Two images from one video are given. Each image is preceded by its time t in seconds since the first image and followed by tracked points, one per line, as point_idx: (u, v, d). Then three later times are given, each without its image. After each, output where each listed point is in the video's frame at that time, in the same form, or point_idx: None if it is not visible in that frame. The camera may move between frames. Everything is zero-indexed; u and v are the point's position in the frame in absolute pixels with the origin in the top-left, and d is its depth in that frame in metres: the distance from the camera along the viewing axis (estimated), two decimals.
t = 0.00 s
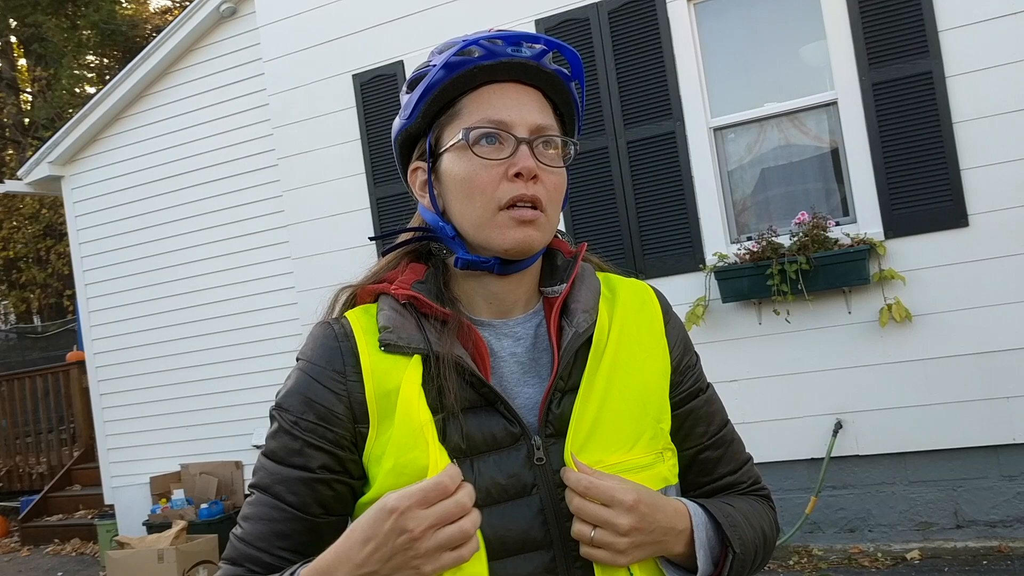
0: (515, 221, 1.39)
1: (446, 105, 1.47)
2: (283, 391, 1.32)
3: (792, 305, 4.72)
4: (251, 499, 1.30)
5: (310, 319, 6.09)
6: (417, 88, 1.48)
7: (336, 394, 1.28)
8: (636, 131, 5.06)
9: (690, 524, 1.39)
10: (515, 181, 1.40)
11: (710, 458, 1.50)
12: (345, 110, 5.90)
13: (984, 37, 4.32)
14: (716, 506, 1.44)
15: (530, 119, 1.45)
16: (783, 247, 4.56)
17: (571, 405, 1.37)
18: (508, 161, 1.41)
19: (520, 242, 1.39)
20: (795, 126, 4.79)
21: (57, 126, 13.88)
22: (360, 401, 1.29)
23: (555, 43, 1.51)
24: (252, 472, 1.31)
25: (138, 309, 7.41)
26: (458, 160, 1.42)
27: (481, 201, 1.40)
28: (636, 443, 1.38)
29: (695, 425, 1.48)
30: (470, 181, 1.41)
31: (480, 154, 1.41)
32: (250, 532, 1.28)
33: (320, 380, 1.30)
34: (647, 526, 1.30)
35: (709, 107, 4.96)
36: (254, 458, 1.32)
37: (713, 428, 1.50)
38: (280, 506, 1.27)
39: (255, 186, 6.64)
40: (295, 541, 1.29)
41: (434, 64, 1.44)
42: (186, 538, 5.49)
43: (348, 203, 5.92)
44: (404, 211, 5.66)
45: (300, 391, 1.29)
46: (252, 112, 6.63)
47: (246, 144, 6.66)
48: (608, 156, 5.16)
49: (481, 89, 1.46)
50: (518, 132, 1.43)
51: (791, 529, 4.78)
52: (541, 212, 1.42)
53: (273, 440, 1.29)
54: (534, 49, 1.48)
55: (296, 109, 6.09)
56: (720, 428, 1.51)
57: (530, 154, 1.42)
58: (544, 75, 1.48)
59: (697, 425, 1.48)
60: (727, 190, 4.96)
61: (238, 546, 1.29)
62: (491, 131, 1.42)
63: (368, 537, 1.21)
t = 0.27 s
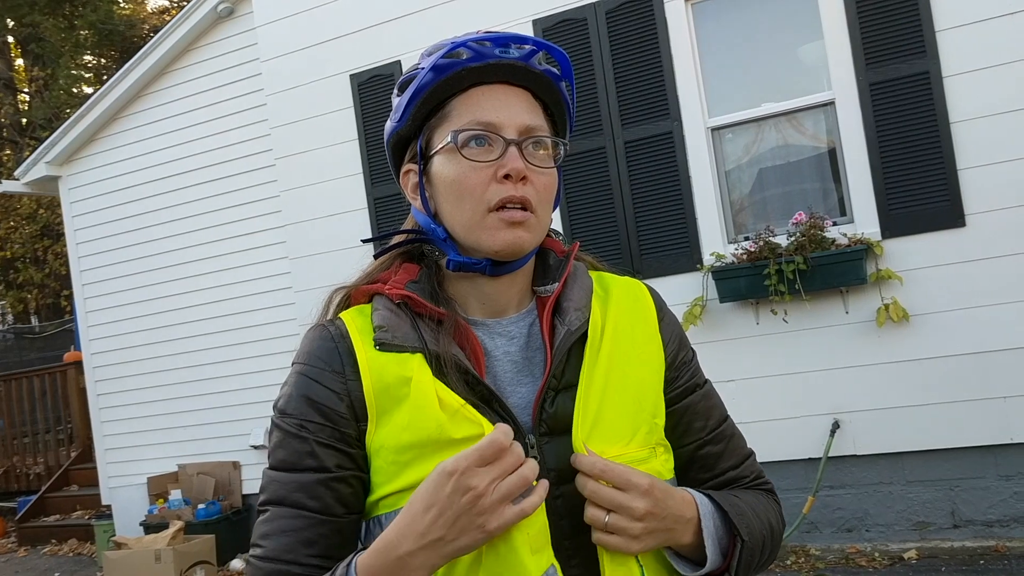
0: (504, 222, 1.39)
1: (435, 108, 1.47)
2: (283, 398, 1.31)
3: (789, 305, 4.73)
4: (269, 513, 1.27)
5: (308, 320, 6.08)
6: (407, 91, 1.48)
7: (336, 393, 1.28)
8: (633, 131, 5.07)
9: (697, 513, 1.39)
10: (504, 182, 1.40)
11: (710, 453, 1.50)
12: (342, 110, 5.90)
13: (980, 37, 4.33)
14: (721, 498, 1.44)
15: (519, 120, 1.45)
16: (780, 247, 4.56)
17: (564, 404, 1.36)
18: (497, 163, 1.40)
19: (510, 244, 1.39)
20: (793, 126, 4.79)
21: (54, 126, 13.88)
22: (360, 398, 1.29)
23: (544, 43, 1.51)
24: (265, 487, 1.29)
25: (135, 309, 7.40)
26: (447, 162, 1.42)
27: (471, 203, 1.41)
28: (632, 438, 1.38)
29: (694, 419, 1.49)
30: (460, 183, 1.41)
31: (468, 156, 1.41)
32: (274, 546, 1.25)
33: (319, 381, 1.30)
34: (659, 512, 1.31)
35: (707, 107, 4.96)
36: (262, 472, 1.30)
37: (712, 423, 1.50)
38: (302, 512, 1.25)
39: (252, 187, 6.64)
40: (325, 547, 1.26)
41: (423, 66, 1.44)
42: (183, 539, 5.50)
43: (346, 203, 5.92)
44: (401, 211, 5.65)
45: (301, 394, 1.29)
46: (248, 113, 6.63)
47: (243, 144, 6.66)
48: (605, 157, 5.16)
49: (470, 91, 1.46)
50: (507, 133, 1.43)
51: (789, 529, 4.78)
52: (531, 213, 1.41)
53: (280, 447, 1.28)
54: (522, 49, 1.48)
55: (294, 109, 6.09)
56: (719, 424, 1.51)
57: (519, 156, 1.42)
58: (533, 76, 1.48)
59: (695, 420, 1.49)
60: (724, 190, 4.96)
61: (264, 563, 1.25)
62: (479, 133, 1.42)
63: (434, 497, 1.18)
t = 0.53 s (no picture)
0: (502, 221, 1.39)
1: (431, 109, 1.47)
2: (285, 399, 1.31)
3: (787, 303, 4.73)
4: (275, 516, 1.26)
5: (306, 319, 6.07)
6: (402, 92, 1.48)
7: (339, 391, 1.28)
8: (631, 130, 5.06)
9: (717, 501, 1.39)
10: (501, 181, 1.40)
11: (712, 450, 1.50)
12: (340, 109, 5.90)
13: (978, 36, 4.33)
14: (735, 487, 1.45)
15: (515, 119, 1.45)
16: (779, 246, 4.56)
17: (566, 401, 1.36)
18: (494, 162, 1.40)
19: (509, 243, 1.39)
20: (791, 125, 4.80)
21: (53, 126, 13.87)
22: (363, 397, 1.29)
23: (538, 41, 1.51)
24: (270, 489, 1.28)
25: (133, 309, 7.40)
26: (444, 162, 1.43)
27: (468, 203, 1.40)
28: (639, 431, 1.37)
29: (693, 417, 1.49)
30: (457, 183, 1.41)
31: (465, 156, 1.41)
32: (282, 549, 1.24)
33: (322, 380, 1.29)
34: (693, 495, 1.30)
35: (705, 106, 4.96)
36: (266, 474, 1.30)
37: (712, 421, 1.50)
38: (310, 512, 1.25)
39: (250, 186, 6.64)
40: (333, 547, 1.26)
41: (417, 67, 1.44)
42: (181, 538, 5.50)
43: (344, 202, 5.92)
44: (400, 211, 5.65)
45: (303, 393, 1.29)
46: (246, 112, 6.63)
47: (241, 144, 6.66)
48: (604, 156, 5.16)
49: (465, 91, 1.46)
50: (503, 132, 1.43)
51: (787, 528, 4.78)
52: (529, 212, 1.41)
53: (284, 449, 1.28)
54: (517, 47, 1.47)
55: (292, 108, 6.08)
56: (719, 421, 1.51)
57: (516, 154, 1.42)
58: (527, 74, 1.48)
59: (695, 417, 1.49)
60: (723, 189, 4.97)
61: (273, 568, 1.24)
62: (475, 133, 1.42)
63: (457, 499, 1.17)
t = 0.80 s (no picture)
0: (505, 219, 1.39)
1: (433, 109, 1.47)
2: (292, 399, 1.31)
3: (788, 302, 4.73)
4: (289, 515, 1.26)
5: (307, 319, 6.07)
6: (403, 93, 1.48)
7: (346, 389, 1.29)
8: (632, 129, 5.06)
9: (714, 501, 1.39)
10: (504, 179, 1.39)
11: (714, 451, 1.49)
12: (340, 108, 5.90)
13: (979, 34, 4.33)
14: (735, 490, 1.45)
15: (516, 118, 1.44)
16: (779, 244, 4.56)
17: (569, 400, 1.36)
18: (496, 160, 1.40)
19: (512, 241, 1.39)
20: (791, 123, 4.79)
21: (53, 125, 13.87)
22: (371, 394, 1.29)
23: (538, 40, 1.51)
24: (282, 490, 1.27)
25: (134, 309, 7.40)
26: (446, 162, 1.42)
27: (470, 202, 1.40)
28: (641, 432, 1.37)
29: (697, 418, 1.49)
30: (459, 182, 1.41)
31: (467, 155, 1.41)
32: (299, 548, 1.24)
33: (329, 379, 1.30)
34: (688, 494, 1.31)
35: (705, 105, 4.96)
36: (278, 474, 1.29)
37: (715, 422, 1.50)
38: (325, 509, 1.25)
39: (251, 186, 6.64)
40: (350, 542, 1.27)
41: (418, 68, 1.44)
42: (183, 538, 5.50)
43: (345, 201, 5.91)
44: (401, 210, 5.64)
45: (311, 391, 1.29)
46: (246, 112, 6.62)
47: (240, 144, 6.66)
48: (604, 155, 5.16)
49: (466, 91, 1.46)
50: (505, 131, 1.43)
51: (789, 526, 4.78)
52: (531, 210, 1.41)
53: (293, 448, 1.27)
54: (517, 46, 1.47)
55: (293, 108, 6.08)
56: (722, 423, 1.51)
57: (518, 153, 1.42)
58: (528, 73, 1.48)
59: (698, 418, 1.49)
60: (723, 188, 4.97)
61: (292, 567, 1.24)
62: (477, 132, 1.41)
63: (470, 471, 1.18)
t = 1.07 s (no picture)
0: (515, 217, 1.39)
1: (440, 108, 1.47)
2: (296, 394, 1.31)
3: (790, 300, 4.72)
4: (285, 513, 1.26)
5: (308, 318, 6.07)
6: (410, 92, 1.48)
7: (350, 389, 1.28)
8: (633, 127, 5.06)
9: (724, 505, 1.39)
10: (513, 177, 1.39)
11: (718, 453, 1.49)
12: (341, 107, 5.90)
13: (981, 32, 4.32)
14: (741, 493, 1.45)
15: (525, 115, 1.44)
16: (781, 243, 4.55)
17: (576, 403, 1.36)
18: (506, 158, 1.40)
19: (523, 239, 1.39)
20: (792, 122, 4.79)
21: (54, 125, 13.87)
22: (375, 396, 1.28)
23: (543, 37, 1.51)
24: (280, 486, 1.28)
25: (135, 308, 7.40)
26: (455, 161, 1.42)
27: (480, 200, 1.40)
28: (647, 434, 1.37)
29: (702, 419, 1.48)
30: (468, 181, 1.40)
31: (476, 153, 1.40)
32: (292, 548, 1.24)
33: (334, 378, 1.29)
34: (701, 501, 1.32)
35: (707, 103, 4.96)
36: (276, 471, 1.29)
37: (719, 424, 1.50)
38: (320, 512, 1.26)
39: (252, 185, 6.64)
40: (343, 547, 1.27)
41: (425, 67, 1.44)
42: (184, 537, 5.50)
43: (346, 200, 5.91)
44: (402, 209, 5.64)
45: (316, 389, 1.29)
46: (247, 111, 6.62)
47: (241, 143, 6.66)
48: (606, 153, 5.16)
49: (474, 89, 1.45)
50: (513, 129, 1.43)
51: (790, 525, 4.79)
52: (541, 207, 1.41)
53: (295, 446, 1.27)
54: (523, 44, 1.47)
55: (293, 107, 6.08)
56: (726, 424, 1.51)
57: (527, 151, 1.41)
58: (535, 71, 1.48)
59: (703, 420, 1.48)
60: (724, 186, 4.96)
61: (283, 567, 1.24)
62: (486, 130, 1.41)
63: (511, 501, 1.24)
